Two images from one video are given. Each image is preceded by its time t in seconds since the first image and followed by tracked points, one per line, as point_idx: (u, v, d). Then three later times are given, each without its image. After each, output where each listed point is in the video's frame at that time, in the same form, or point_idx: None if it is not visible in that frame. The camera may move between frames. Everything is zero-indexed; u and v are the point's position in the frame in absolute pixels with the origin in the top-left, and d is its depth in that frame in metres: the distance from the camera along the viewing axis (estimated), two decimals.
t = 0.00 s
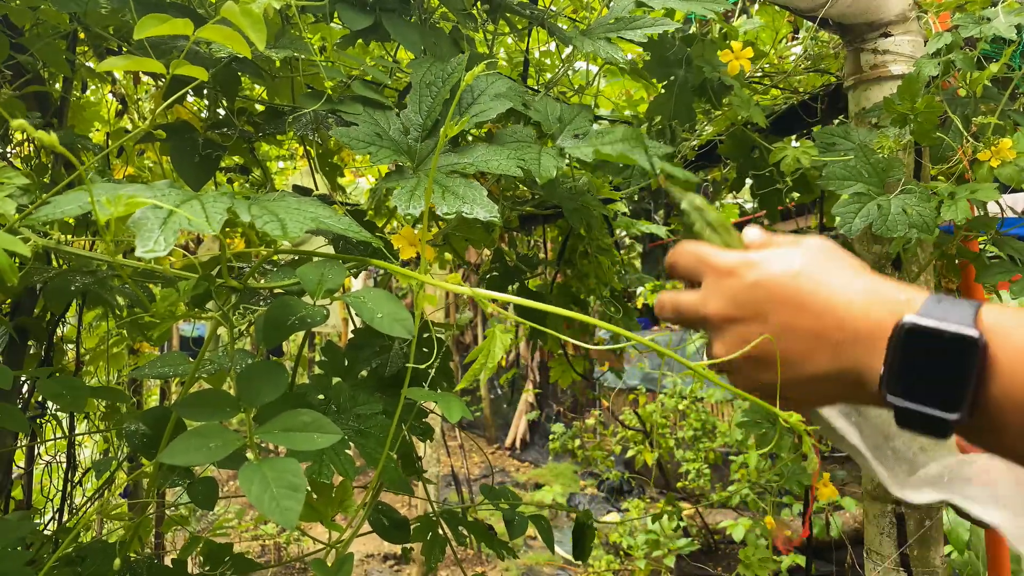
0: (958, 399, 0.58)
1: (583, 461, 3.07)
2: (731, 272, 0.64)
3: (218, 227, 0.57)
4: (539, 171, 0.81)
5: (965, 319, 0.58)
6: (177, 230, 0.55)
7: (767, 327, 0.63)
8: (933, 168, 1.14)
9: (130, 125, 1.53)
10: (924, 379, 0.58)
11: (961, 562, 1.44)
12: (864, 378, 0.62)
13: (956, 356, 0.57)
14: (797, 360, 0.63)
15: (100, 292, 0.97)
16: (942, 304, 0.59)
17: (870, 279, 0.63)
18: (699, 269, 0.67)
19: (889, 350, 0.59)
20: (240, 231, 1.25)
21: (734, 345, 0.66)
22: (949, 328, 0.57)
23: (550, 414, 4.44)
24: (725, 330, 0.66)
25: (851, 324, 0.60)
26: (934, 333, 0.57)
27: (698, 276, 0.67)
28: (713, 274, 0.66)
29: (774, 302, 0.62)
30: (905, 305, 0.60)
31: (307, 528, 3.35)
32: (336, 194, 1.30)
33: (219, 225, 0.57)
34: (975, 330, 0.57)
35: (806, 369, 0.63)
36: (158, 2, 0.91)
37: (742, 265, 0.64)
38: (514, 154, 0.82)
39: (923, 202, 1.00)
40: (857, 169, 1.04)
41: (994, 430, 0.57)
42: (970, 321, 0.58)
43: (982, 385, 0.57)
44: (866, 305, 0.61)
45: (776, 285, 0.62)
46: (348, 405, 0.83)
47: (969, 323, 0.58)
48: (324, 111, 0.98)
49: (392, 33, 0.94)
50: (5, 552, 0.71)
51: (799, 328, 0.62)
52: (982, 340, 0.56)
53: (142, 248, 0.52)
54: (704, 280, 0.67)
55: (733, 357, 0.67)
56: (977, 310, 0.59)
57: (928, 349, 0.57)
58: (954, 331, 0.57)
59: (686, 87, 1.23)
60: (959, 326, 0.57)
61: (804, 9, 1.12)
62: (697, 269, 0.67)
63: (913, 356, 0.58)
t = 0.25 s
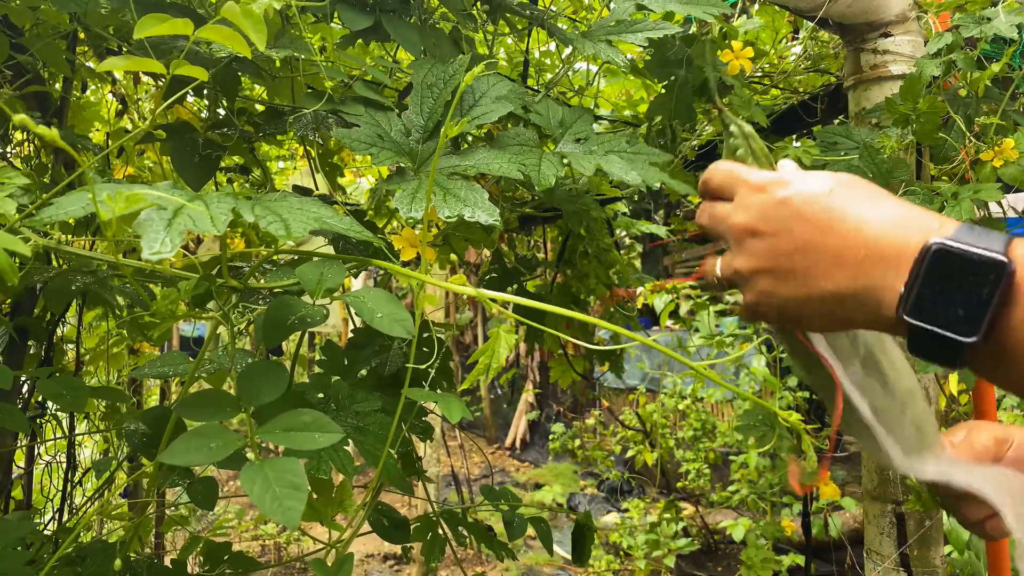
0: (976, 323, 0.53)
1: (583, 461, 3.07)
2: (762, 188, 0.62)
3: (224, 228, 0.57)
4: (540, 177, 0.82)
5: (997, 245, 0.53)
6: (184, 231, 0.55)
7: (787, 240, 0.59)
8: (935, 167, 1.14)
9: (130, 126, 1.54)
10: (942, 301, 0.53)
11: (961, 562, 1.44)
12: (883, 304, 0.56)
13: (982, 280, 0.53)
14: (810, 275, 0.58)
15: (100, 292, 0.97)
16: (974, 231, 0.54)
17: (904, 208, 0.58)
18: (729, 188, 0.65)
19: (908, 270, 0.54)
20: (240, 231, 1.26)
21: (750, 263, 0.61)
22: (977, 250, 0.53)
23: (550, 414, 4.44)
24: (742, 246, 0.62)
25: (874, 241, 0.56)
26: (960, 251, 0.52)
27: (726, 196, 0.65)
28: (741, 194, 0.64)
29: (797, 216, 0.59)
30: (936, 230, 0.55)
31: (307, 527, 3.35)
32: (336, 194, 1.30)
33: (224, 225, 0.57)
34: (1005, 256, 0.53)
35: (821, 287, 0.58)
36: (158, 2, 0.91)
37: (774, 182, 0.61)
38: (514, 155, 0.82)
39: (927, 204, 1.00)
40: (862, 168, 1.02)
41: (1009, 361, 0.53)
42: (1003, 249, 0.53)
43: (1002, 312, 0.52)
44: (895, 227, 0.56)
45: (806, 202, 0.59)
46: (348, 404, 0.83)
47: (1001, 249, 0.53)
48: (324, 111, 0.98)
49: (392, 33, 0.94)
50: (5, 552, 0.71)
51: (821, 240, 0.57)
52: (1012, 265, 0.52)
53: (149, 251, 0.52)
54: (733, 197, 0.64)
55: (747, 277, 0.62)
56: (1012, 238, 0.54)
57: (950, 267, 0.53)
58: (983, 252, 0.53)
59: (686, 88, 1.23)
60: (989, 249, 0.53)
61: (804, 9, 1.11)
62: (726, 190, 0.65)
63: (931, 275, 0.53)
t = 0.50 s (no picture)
0: (918, 354, 0.57)
1: (583, 461, 3.07)
2: (725, 215, 0.62)
3: (219, 226, 0.57)
4: (540, 176, 0.82)
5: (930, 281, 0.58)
6: (178, 227, 0.55)
7: (747, 274, 0.61)
8: (934, 167, 1.14)
9: (130, 126, 1.54)
10: (888, 334, 0.57)
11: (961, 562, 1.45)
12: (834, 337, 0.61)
13: (920, 313, 0.57)
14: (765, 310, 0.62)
15: (101, 292, 0.97)
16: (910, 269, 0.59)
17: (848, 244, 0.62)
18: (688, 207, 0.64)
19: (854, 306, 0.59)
20: (240, 231, 1.26)
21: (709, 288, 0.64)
22: (912, 286, 0.57)
23: (550, 414, 4.44)
24: (704, 273, 0.64)
25: (828, 280, 0.59)
26: (897, 289, 0.56)
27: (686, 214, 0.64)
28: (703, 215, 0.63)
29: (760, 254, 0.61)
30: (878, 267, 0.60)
31: (307, 527, 3.35)
32: (336, 194, 1.30)
33: (219, 223, 0.57)
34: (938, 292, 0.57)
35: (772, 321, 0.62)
36: (158, 2, 0.91)
37: (738, 209, 0.62)
38: (514, 154, 0.82)
39: (925, 202, 1.00)
40: (858, 169, 1.04)
41: (951, 389, 0.57)
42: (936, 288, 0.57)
43: (938, 345, 0.57)
44: (845, 266, 0.60)
45: (769, 236, 0.60)
46: (349, 405, 0.83)
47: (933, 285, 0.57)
48: (324, 111, 0.98)
49: (392, 33, 0.94)
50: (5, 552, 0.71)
51: (780, 278, 0.60)
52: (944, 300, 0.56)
53: (142, 246, 0.52)
54: (693, 218, 0.64)
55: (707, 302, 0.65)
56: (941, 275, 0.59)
57: (891, 303, 0.57)
58: (918, 289, 0.57)
59: (686, 87, 1.21)
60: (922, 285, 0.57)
61: (804, 9, 1.11)
62: (686, 208, 0.64)
63: (874, 311, 0.58)
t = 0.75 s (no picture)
0: (902, 393, 0.65)
1: (583, 461, 3.08)
2: (712, 257, 0.72)
3: (218, 225, 0.57)
4: (539, 176, 0.82)
5: (910, 320, 0.66)
6: (178, 226, 0.55)
7: (734, 310, 0.71)
8: (935, 167, 1.13)
9: (130, 125, 1.54)
10: (871, 369, 0.66)
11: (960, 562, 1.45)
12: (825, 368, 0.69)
13: (901, 351, 0.65)
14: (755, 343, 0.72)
15: (101, 292, 0.97)
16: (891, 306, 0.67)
17: (833, 282, 0.71)
18: (671, 247, 0.74)
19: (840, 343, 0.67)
20: (240, 231, 1.26)
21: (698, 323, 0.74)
22: (897, 325, 0.65)
23: (549, 414, 4.44)
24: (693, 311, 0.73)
25: (811, 317, 0.69)
26: (883, 329, 0.65)
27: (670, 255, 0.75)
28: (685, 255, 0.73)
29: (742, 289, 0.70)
30: (859, 306, 0.68)
31: (307, 527, 3.35)
32: (336, 194, 1.30)
33: (218, 223, 0.57)
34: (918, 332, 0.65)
35: (771, 356, 0.72)
36: (158, 2, 0.91)
37: (718, 251, 0.71)
38: (514, 154, 0.82)
39: (934, 198, 1.00)
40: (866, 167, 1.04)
41: (933, 424, 0.65)
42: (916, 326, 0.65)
43: (921, 382, 0.65)
44: (827, 303, 0.69)
45: (749, 273, 0.70)
46: (348, 404, 0.83)
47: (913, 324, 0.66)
48: (324, 111, 0.98)
49: (391, 33, 0.94)
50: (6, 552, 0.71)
51: (768, 316, 0.70)
52: (926, 339, 0.65)
53: (141, 244, 0.52)
54: (681, 260, 0.74)
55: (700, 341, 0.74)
56: (922, 315, 0.67)
57: (876, 343, 0.65)
58: (901, 329, 0.65)
59: (686, 88, 1.23)
60: (903, 324, 0.65)
61: (805, 8, 1.13)
62: (669, 249, 0.75)
63: (860, 349, 0.66)
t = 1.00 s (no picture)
0: (891, 439, 0.63)
1: (583, 461, 3.08)
2: (711, 306, 0.68)
3: (221, 227, 0.57)
4: (539, 177, 0.82)
5: (897, 364, 0.65)
6: (179, 230, 0.55)
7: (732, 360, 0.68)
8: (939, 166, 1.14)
9: (130, 125, 1.54)
10: (863, 415, 0.64)
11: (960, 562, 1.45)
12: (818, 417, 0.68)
13: (891, 396, 0.63)
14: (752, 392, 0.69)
15: (101, 292, 0.97)
16: (880, 350, 0.66)
17: (822, 329, 0.70)
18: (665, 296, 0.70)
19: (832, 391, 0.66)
20: (240, 232, 1.26)
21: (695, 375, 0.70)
22: (884, 370, 0.64)
23: (549, 413, 4.45)
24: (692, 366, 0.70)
25: (809, 365, 0.67)
26: (871, 375, 0.63)
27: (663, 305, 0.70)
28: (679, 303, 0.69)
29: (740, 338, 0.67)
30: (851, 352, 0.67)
31: (307, 527, 3.35)
32: (336, 194, 1.30)
33: (219, 224, 0.57)
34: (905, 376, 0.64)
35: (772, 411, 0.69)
36: (158, 2, 0.91)
37: (716, 299, 0.68)
38: (514, 155, 0.82)
39: (927, 201, 1.00)
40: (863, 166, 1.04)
41: (924, 468, 0.64)
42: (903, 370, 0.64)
43: (909, 426, 0.63)
44: (822, 351, 0.68)
45: (749, 322, 0.67)
46: (347, 404, 0.83)
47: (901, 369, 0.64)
48: (324, 111, 0.98)
49: (392, 33, 0.94)
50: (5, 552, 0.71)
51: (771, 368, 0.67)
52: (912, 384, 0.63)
53: (144, 249, 0.52)
54: (677, 311, 0.69)
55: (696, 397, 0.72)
56: (908, 358, 0.66)
57: (865, 389, 0.63)
58: (889, 374, 0.64)
59: (686, 88, 1.23)
60: (891, 368, 0.64)
61: (804, 8, 1.12)
62: (663, 298, 0.70)
63: (848, 394, 0.65)
